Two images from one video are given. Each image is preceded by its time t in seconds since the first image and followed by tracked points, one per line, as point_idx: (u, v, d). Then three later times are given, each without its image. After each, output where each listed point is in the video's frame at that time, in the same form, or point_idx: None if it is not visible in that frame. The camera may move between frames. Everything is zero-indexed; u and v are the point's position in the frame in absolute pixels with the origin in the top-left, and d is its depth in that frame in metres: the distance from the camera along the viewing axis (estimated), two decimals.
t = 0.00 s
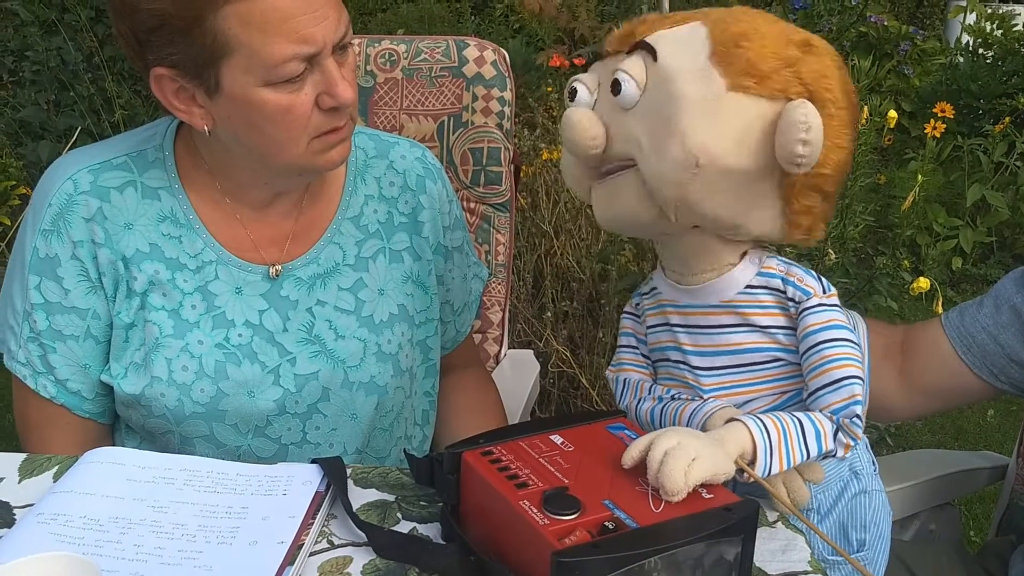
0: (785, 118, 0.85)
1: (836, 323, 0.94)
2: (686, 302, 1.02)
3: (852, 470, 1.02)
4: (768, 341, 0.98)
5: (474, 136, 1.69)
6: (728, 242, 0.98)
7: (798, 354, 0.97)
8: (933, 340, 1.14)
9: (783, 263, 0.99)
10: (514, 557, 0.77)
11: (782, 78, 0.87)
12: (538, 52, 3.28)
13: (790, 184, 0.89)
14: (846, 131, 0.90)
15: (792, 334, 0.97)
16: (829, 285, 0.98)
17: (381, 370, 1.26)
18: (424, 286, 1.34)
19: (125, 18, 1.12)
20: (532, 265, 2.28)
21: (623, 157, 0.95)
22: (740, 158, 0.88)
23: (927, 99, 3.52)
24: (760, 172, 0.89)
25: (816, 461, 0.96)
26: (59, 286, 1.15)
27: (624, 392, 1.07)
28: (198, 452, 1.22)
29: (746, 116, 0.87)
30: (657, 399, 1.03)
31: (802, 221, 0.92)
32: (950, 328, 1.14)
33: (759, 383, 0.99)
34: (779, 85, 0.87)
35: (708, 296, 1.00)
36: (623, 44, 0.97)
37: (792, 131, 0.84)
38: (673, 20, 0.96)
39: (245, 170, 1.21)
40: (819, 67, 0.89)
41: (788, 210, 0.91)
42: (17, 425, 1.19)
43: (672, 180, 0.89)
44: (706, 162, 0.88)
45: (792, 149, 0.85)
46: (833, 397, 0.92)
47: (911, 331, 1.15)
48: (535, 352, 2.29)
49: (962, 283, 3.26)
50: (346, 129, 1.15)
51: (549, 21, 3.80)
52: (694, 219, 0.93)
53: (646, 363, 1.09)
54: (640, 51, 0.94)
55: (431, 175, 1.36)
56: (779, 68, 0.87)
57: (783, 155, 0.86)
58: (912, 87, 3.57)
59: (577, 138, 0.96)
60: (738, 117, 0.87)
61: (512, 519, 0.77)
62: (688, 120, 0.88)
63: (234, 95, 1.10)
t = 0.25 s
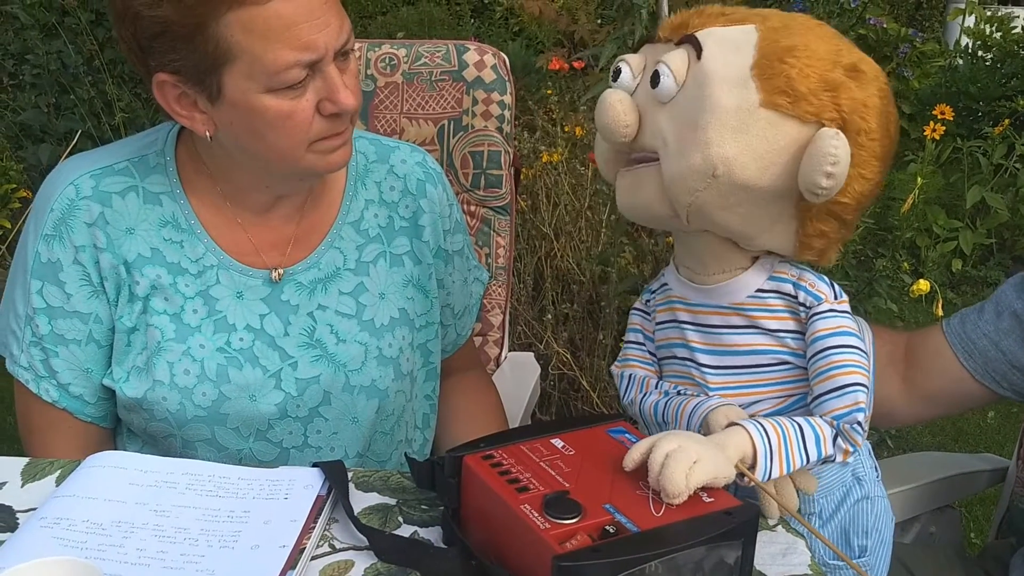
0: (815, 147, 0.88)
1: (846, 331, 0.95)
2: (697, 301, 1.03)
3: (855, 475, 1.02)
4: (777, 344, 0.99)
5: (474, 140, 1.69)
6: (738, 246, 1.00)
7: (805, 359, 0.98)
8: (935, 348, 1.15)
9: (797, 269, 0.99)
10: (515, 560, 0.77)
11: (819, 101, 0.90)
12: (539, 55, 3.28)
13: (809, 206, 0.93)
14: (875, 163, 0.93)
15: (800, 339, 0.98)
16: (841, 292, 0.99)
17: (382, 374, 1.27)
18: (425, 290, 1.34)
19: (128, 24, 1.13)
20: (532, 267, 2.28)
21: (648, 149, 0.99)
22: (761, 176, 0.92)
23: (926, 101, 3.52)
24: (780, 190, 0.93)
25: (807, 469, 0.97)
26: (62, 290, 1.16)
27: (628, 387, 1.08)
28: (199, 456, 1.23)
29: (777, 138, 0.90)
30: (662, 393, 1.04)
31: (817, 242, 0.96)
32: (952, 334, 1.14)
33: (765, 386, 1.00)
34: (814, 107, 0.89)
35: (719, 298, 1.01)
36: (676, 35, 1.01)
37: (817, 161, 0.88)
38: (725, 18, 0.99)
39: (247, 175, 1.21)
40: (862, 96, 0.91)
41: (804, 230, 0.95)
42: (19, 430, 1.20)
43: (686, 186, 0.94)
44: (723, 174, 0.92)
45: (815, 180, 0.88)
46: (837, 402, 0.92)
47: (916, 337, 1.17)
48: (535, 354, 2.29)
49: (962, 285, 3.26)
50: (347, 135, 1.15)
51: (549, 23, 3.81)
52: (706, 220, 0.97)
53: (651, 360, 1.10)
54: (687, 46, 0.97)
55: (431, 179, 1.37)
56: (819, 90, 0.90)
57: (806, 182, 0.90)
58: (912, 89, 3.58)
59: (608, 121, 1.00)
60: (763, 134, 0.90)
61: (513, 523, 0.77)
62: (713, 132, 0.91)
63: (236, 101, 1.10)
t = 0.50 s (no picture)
0: (809, 152, 0.88)
1: (848, 335, 0.95)
2: (700, 306, 1.03)
3: (858, 480, 1.02)
4: (780, 349, 0.99)
5: (478, 145, 1.69)
6: (738, 253, 1.00)
7: (808, 363, 0.98)
8: (938, 348, 1.14)
9: (799, 274, 1.00)
10: (518, 564, 0.77)
11: (809, 107, 0.90)
12: (543, 58, 3.29)
13: (806, 211, 0.94)
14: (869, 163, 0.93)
15: (803, 343, 0.98)
16: (844, 297, 0.99)
17: (386, 378, 1.27)
18: (429, 295, 1.35)
19: (136, 33, 1.13)
20: (536, 271, 2.29)
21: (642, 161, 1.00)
22: (752, 184, 0.92)
23: (931, 105, 3.52)
24: (775, 199, 0.94)
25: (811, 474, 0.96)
26: (69, 295, 1.16)
27: (632, 393, 1.09)
28: (204, 459, 1.23)
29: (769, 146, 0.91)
30: (666, 398, 1.04)
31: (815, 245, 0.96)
32: (955, 337, 1.14)
33: (768, 391, 1.00)
34: (805, 113, 0.90)
35: (721, 304, 1.01)
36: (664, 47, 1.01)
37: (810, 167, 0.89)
38: (710, 29, 0.99)
39: (253, 182, 1.22)
40: (851, 98, 0.92)
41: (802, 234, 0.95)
42: (25, 434, 1.20)
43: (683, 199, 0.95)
44: (717, 183, 0.92)
45: (812, 185, 0.89)
46: (839, 407, 0.93)
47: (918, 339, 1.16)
48: (539, 358, 2.29)
49: (966, 288, 3.26)
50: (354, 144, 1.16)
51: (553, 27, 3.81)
52: (704, 229, 0.97)
53: (655, 365, 1.10)
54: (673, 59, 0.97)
55: (435, 184, 1.37)
56: (807, 96, 0.90)
57: (801, 187, 0.90)
58: (916, 92, 3.58)
59: (601, 140, 1.01)
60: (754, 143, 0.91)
61: (516, 528, 0.77)
62: (704, 142, 0.92)
63: (244, 111, 1.11)
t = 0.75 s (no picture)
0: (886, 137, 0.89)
1: (860, 343, 0.96)
2: (710, 313, 1.04)
3: (860, 488, 1.03)
4: (793, 358, 1.00)
5: (481, 152, 1.70)
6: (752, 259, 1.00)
7: (818, 372, 0.99)
8: (934, 355, 1.15)
9: (813, 280, 1.01)
10: (520, 571, 0.78)
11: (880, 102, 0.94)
12: (545, 67, 3.30)
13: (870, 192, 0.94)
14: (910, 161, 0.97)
15: (814, 352, 0.99)
16: (856, 307, 1.00)
17: (390, 386, 1.28)
18: (432, 303, 1.35)
19: (142, 41, 1.14)
20: (538, 278, 2.29)
21: (696, 150, 0.95)
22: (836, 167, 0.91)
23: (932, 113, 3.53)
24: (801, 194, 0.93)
25: (815, 484, 0.97)
26: (74, 304, 1.17)
27: (634, 398, 1.09)
28: (208, 467, 1.24)
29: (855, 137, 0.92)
30: (670, 405, 1.05)
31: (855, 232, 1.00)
32: (951, 343, 1.14)
33: (779, 399, 1.01)
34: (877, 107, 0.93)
35: (736, 308, 1.02)
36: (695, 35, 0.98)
37: (902, 152, 0.91)
38: (757, 19, 0.99)
39: (258, 189, 1.23)
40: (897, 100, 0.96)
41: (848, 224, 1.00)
42: (30, 441, 1.21)
43: (766, 182, 0.92)
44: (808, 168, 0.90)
45: (909, 171, 0.91)
46: (850, 414, 0.93)
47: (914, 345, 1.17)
48: (541, 365, 2.29)
49: (968, 296, 3.26)
50: (357, 148, 1.16)
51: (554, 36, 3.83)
52: (773, 220, 0.95)
53: (656, 370, 1.10)
54: (729, 44, 0.94)
55: (438, 193, 1.38)
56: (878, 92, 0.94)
57: (887, 174, 0.92)
58: (916, 100, 3.58)
59: (653, 122, 0.94)
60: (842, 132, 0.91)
61: (519, 536, 0.78)
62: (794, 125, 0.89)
63: (248, 116, 1.12)
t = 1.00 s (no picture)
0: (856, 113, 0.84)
1: (872, 355, 0.96)
2: (719, 326, 1.02)
3: (865, 496, 1.01)
4: (804, 370, 0.99)
5: (483, 155, 1.71)
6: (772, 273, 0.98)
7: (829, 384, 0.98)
8: (932, 355, 1.15)
9: (822, 291, 1.01)
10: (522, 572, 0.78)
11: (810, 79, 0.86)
12: (547, 68, 3.31)
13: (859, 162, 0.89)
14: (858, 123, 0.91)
15: (825, 364, 0.99)
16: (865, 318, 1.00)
17: (392, 387, 1.28)
18: (434, 304, 1.36)
19: (145, 45, 1.15)
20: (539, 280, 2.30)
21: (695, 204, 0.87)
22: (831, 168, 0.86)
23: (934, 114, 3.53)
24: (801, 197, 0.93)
25: (829, 485, 0.95)
26: (79, 305, 1.18)
27: (636, 412, 1.08)
28: (212, 468, 1.24)
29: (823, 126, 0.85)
30: (676, 418, 1.04)
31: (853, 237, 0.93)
32: (949, 342, 1.15)
33: (791, 412, 1.00)
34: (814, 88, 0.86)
35: (747, 321, 1.00)
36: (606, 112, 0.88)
37: (868, 122, 0.84)
38: (654, 64, 0.89)
39: (261, 192, 1.23)
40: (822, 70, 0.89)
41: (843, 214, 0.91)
42: (35, 442, 1.22)
43: (790, 215, 0.84)
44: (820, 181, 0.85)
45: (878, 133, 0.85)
46: (863, 426, 0.93)
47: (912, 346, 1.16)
48: (543, 366, 2.30)
49: (969, 297, 3.26)
50: (359, 152, 1.17)
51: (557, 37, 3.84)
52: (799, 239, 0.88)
53: (658, 383, 1.10)
54: (667, 110, 0.84)
55: (440, 195, 1.39)
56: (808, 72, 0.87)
57: (864, 141, 0.86)
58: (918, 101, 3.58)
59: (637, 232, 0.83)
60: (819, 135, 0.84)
61: (521, 536, 0.78)
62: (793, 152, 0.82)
63: (250, 120, 1.12)
